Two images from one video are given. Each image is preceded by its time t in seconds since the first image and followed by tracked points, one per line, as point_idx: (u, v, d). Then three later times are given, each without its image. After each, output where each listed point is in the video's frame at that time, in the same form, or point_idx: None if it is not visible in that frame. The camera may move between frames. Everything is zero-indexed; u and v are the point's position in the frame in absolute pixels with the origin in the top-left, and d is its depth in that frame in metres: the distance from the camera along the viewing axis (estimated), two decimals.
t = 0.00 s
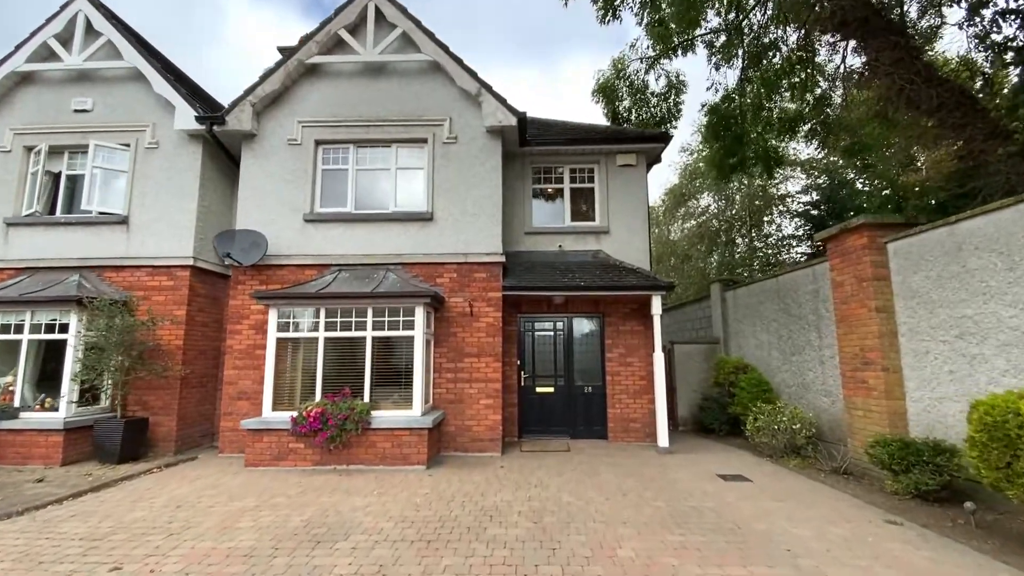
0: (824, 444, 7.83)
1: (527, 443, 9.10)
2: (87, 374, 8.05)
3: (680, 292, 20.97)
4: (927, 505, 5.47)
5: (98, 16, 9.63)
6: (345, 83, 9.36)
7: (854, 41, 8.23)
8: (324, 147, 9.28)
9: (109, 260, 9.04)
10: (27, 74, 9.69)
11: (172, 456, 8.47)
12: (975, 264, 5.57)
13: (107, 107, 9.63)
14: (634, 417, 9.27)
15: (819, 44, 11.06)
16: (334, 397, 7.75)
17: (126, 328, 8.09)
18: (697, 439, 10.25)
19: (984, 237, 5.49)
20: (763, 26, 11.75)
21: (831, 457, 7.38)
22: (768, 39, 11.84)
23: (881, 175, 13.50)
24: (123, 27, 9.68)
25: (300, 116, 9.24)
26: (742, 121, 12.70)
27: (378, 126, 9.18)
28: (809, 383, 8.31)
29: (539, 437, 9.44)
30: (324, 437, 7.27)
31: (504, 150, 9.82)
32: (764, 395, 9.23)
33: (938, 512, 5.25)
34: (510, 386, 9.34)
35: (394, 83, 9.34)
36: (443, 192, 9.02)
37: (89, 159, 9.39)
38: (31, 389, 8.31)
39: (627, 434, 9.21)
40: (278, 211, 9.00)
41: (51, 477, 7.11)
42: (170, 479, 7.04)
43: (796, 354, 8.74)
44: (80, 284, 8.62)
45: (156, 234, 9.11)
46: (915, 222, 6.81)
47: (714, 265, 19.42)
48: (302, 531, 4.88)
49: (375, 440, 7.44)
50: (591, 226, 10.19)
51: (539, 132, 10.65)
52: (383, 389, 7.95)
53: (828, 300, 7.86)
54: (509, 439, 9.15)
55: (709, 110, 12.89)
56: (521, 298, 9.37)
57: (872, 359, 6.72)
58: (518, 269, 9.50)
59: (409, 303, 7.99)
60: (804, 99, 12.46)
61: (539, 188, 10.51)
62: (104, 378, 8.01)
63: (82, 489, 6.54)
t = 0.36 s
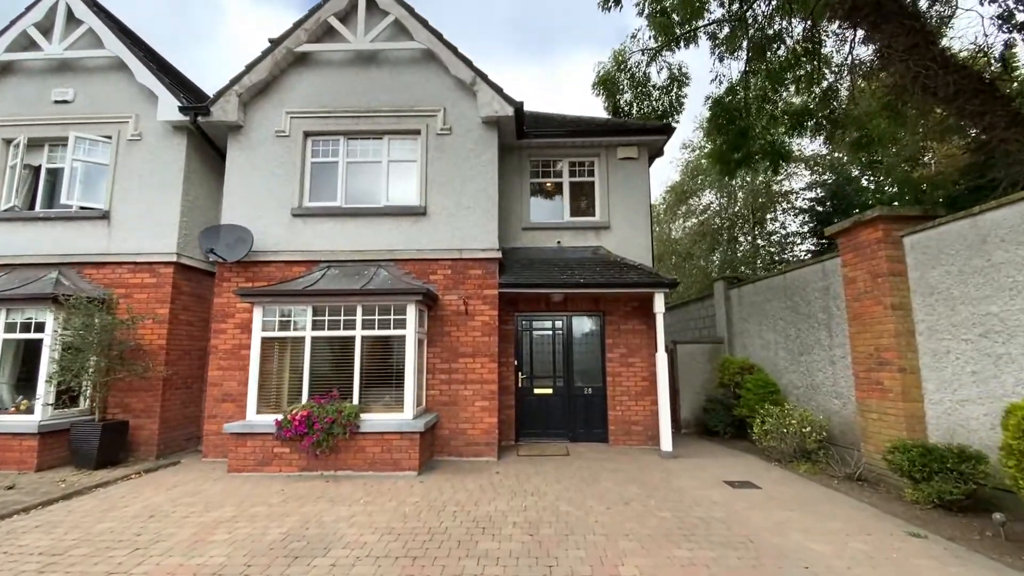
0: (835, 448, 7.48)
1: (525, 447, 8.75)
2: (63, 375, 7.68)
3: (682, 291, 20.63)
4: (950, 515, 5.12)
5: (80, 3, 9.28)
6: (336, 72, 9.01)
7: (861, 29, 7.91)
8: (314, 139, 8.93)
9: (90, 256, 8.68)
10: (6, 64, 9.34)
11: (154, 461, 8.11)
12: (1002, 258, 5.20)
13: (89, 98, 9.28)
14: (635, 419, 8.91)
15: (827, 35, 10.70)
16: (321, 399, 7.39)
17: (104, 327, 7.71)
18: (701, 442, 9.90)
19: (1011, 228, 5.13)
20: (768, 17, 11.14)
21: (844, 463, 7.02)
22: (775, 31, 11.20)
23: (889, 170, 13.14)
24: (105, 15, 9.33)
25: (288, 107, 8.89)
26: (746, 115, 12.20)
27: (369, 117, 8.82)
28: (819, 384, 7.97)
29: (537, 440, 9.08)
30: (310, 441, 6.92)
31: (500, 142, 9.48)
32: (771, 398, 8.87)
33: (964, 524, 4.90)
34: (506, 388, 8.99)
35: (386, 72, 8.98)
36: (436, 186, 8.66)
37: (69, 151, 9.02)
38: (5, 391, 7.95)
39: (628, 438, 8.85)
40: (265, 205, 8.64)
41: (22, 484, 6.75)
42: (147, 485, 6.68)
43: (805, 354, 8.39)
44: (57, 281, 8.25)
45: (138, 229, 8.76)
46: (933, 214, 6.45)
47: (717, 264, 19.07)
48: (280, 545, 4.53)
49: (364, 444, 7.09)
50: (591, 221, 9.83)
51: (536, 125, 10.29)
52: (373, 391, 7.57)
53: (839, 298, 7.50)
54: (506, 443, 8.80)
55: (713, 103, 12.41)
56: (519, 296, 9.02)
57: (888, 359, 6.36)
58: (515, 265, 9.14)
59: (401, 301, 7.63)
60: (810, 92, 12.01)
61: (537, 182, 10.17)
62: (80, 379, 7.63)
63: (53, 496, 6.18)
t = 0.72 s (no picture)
0: (849, 452, 7.15)
1: (524, 450, 8.41)
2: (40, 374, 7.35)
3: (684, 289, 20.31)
4: (978, 525, 4.79)
5: None
6: (327, 59, 8.66)
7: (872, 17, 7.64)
8: (304, 130, 8.60)
9: (71, 251, 8.33)
10: None
11: (136, 465, 7.77)
12: None
13: (71, 87, 8.93)
14: (639, 421, 8.57)
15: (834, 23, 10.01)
16: (310, 400, 7.05)
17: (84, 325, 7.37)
18: (706, 443, 9.57)
19: None
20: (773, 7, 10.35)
21: (858, 467, 6.69)
22: (781, 21, 10.47)
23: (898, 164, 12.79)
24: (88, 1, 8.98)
25: (278, 96, 8.55)
26: (751, 108, 11.45)
27: (361, 106, 8.48)
28: (830, 384, 7.64)
29: (537, 442, 8.74)
30: (298, 444, 6.58)
31: (498, 133, 9.15)
32: (780, 399, 8.53)
33: (994, 534, 4.57)
34: (505, 388, 8.66)
35: (380, 59, 8.64)
36: (431, 178, 8.32)
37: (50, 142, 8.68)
38: None
39: (631, 440, 8.52)
40: (253, 198, 8.30)
41: None
42: (126, 491, 6.34)
43: (815, 352, 8.06)
44: (36, 276, 7.90)
45: (121, 223, 8.42)
46: (954, 204, 6.11)
47: (720, 261, 18.75)
48: (259, 558, 4.20)
49: (355, 447, 6.75)
50: (592, 215, 9.49)
51: (536, 115, 9.95)
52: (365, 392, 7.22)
53: (852, 294, 7.17)
54: (504, 445, 8.47)
55: (719, 95, 11.52)
56: (517, 292, 8.69)
57: (906, 358, 6.03)
58: (514, 261, 8.80)
59: (394, 297, 7.29)
60: (817, 85, 11.08)
61: (537, 175, 9.84)
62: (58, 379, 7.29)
63: (25, 503, 5.85)
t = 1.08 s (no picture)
0: (864, 457, 6.79)
1: (522, 455, 8.04)
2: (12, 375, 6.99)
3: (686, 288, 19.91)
4: (1011, 538, 4.42)
5: None
6: (316, 46, 8.30)
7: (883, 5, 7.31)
8: (292, 119, 8.23)
9: (47, 246, 7.97)
10: None
11: (114, 470, 7.41)
12: None
13: (49, 75, 8.56)
14: (641, 423, 8.21)
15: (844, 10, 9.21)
16: (294, 403, 6.69)
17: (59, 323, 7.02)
18: (711, 446, 9.20)
19: None
20: None
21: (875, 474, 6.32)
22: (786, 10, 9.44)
23: (907, 159, 12.48)
24: None
25: (264, 84, 8.18)
26: (755, 101, 10.27)
27: (351, 94, 8.11)
28: (843, 386, 7.26)
29: (535, 446, 8.37)
30: (281, 449, 6.23)
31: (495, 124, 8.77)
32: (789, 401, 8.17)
33: None
34: (501, 389, 8.30)
35: (371, 46, 8.28)
36: (424, 169, 7.95)
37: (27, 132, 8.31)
38: None
39: (634, 443, 8.15)
40: (238, 190, 7.94)
41: None
42: (98, 499, 5.98)
43: (826, 353, 7.69)
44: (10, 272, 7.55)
45: (100, 216, 8.06)
46: (977, 194, 5.75)
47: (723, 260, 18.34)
48: None
49: (341, 453, 6.39)
50: (593, 209, 9.12)
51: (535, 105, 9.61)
52: (354, 393, 6.86)
53: (867, 291, 6.80)
54: (500, 449, 8.11)
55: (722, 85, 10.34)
56: (514, 289, 8.32)
57: (927, 358, 5.66)
58: (511, 257, 8.43)
59: (384, 294, 6.92)
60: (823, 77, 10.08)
61: (536, 167, 9.49)
62: (31, 380, 6.93)
63: None
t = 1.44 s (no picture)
0: (878, 463, 6.46)
1: (518, 458, 7.72)
2: None
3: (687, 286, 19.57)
4: None
5: None
6: (303, 31, 7.96)
7: None
8: (278, 108, 7.89)
9: (23, 241, 7.63)
10: None
11: (91, 474, 7.08)
12: None
13: (26, 62, 8.20)
14: (642, 425, 7.88)
15: None
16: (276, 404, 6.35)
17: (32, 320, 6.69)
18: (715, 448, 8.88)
19: None
20: None
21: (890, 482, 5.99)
22: None
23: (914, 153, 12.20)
24: None
25: (249, 71, 7.85)
26: (759, 92, 9.55)
27: (340, 82, 7.77)
28: (854, 386, 6.93)
29: (531, 448, 8.05)
30: (262, 453, 5.90)
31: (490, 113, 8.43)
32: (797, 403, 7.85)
33: None
34: (496, 389, 7.97)
35: (361, 31, 7.94)
36: (416, 160, 7.62)
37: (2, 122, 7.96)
38: None
39: (634, 446, 7.83)
40: (222, 182, 7.60)
41: None
42: (69, 506, 5.65)
43: (836, 351, 7.36)
44: None
45: (78, 209, 7.72)
46: (999, 183, 5.42)
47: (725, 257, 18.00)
48: None
49: (327, 457, 6.06)
50: (592, 202, 8.79)
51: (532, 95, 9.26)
52: (341, 394, 6.54)
53: (880, 287, 6.47)
54: (495, 452, 7.78)
55: (724, 75, 9.64)
56: (510, 286, 7.99)
57: (946, 357, 5.34)
58: (507, 252, 8.10)
59: (372, 291, 6.58)
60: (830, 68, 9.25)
61: (533, 160, 9.15)
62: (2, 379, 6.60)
63: None
